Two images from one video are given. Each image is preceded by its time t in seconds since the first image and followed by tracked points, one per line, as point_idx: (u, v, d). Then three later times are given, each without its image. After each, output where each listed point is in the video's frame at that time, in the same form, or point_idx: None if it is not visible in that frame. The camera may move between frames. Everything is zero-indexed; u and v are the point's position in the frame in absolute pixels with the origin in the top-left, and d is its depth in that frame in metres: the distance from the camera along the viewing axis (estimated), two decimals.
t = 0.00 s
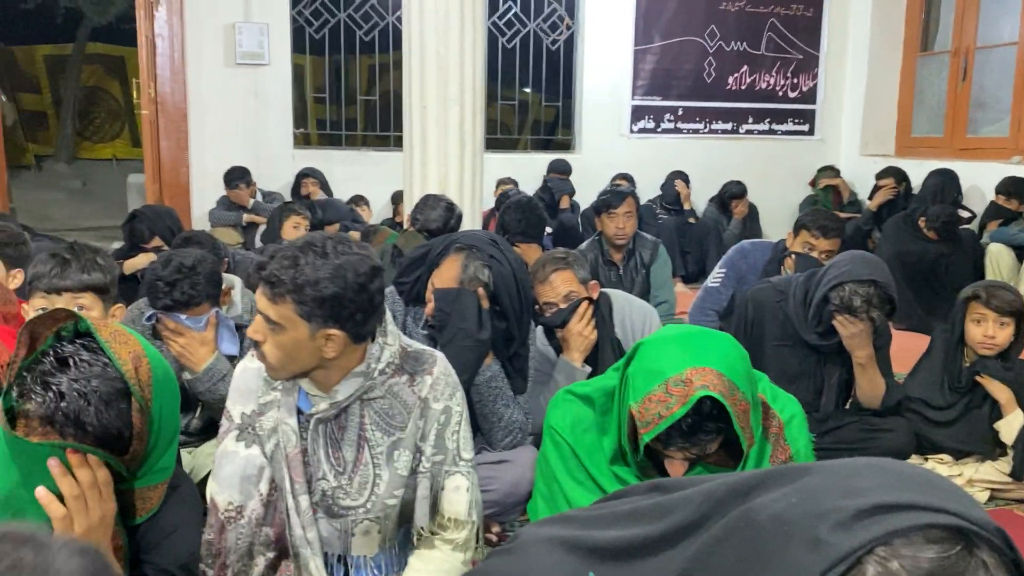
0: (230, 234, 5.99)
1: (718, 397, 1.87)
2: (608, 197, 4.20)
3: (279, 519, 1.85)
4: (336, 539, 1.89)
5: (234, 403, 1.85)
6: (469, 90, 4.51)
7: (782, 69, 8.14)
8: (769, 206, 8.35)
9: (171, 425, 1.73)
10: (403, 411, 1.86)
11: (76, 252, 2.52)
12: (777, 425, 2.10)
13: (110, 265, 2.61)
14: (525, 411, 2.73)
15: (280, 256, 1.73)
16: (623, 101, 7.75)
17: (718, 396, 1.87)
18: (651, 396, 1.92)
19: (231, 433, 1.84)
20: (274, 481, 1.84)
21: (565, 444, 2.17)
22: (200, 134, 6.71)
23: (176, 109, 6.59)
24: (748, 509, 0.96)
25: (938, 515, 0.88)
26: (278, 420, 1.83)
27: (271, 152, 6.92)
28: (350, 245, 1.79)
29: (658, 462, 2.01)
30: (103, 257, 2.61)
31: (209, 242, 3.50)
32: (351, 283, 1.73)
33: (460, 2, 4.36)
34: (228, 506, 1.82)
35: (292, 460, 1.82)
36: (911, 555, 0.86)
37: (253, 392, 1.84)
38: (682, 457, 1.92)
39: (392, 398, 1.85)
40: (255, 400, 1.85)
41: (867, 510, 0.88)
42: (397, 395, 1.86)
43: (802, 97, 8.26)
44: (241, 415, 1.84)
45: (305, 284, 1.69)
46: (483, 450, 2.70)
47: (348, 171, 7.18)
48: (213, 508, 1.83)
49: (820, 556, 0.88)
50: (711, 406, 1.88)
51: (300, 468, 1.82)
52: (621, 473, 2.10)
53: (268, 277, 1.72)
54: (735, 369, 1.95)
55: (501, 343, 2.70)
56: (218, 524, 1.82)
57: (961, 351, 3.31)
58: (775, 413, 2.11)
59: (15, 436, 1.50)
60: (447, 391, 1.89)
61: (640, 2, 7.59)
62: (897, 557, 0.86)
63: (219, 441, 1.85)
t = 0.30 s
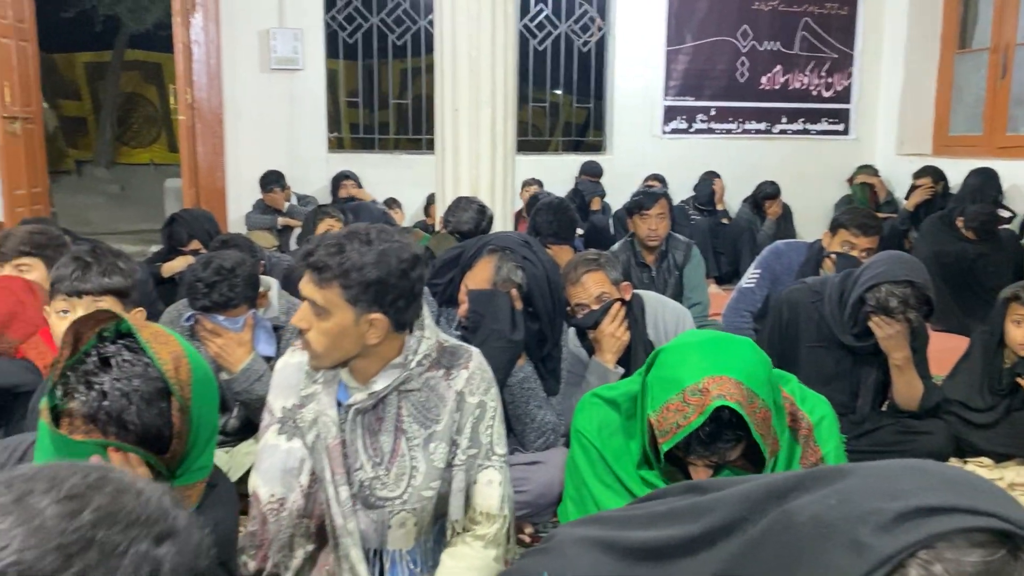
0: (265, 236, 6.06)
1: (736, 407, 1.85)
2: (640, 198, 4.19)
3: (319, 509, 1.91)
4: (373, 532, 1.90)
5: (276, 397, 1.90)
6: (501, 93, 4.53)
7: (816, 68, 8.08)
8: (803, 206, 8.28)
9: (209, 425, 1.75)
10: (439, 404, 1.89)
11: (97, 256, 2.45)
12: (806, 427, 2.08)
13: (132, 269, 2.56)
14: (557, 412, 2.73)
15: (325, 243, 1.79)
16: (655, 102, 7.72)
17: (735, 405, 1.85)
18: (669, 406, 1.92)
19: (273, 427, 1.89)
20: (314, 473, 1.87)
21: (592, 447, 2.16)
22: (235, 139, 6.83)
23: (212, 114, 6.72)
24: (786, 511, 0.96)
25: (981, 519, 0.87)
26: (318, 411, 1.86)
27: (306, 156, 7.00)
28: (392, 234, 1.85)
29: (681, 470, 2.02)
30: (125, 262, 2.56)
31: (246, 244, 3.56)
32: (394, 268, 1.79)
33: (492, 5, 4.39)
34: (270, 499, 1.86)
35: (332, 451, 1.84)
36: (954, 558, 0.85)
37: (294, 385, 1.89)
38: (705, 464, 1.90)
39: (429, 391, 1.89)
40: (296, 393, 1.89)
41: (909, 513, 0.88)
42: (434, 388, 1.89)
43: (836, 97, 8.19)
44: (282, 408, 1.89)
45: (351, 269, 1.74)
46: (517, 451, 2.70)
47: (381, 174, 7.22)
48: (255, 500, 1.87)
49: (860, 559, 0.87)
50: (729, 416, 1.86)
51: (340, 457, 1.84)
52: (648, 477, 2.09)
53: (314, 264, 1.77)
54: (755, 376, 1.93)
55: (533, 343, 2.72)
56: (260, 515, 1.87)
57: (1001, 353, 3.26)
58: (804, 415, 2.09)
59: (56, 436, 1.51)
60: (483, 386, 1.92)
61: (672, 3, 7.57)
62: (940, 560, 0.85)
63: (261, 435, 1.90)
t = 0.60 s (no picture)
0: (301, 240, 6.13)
1: (767, 410, 1.83)
2: (674, 199, 4.17)
3: (361, 493, 1.92)
4: (411, 513, 1.92)
5: (320, 385, 1.94)
6: (534, 94, 4.55)
7: (852, 67, 7.98)
8: (839, 207, 8.19)
9: (251, 424, 1.78)
10: (475, 388, 1.92)
11: (128, 259, 2.45)
12: (841, 428, 2.07)
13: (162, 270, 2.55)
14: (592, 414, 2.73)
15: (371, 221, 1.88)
16: (688, 102, 7.68)
17: (767, 409, 1.84)
18: (700, 410, 1.92)
19: (317, 415, 1.92)
20: (357, 455, 1.91)
21: (624, 450, 2.16)
22: (272, 144, 6.91)
23: (249, 120, 6.80)
24: (826, 508, 0.96)
25: None
26: (361, 393, 1.90)
27: (341, 160, 7.07)
28: (433, 218, 1.95)
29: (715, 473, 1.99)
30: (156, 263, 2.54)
31: (283, 247, 3.61)
32: (436, 243, 1.87)
33: (525, 7, 4.41)
34: (315, 485, 1.90)
35: (374, 432, 1.87)
36: (995, 558, 0.82)
37: (337, 373, 1.94)
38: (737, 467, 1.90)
39: (466, 375, 1.93)
40: (339, 379, 1.93)
41: (949, 511, 0.87)
42: (471, 372, 1.93)
43: (873, 95, 8.09)
44: (326, 396, 1.92)
45: (396, 244, 1.83)
46: (551, 452, 2.71)
47: (415, 177, 7.27)
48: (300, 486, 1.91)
49: (900, 556, 0.86)
50: (761, 420, 1.85)
51: (380, 437, 1.87)
52: (682, 480, 2.08)
53: (361, 242, 1.85)
54: (787, 378, 1.91)
55: (569, 345, 2.74)
56: (305, 501, 1.90)
57: None
58: (838, 415, 2.07)
59: (104, 434, 1.52)
60: (518, 373, 1.95)
61: (706, 2, 7.53)
62: (981, 559, 0.83)
63: (306, 423, 1.93)
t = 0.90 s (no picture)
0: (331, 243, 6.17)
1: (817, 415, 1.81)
2: (704, 199, 4.15)
3: (394, 480, 1.96)
4: (445, 498, 1.94)
5: (354, 379, 1.97)
6: (562, 96, 4.55)
7: (884, 65, 7.88)
8: (872, 207, 8.09)
9: (284, 422, 1.81)
10: (506, 377, 1.93)
11: (172, 261, 2.49)
12: (883, 429, 2.05)
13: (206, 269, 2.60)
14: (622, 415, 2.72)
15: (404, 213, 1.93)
16: (717, 103, 7.64)
17: (817, 414, 1.82)
18: (747, 413, 1.90)
19: (353, 408, 1.95)
20: (391, 442, 1.94)
21: (662, 450, 2.15)
22: (302, 148, 6.97)
23: (280, 124, 6.87)
24: (860, 506, 0.96)
25: None
26: (395, 381, 1.94)
27: (371, 164, 7.11)
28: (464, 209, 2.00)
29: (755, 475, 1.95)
30: (198, 263, 2.59)
31: (314, 249, 3.66)
32: (467, 230, 1.92)
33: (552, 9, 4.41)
34: (353, 475, 1.92)
35: (408, 421, 1.90)
36: None
37: (371, 365, 1.97)
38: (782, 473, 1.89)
39: (497, 365, 1.94)
40: (373, 371, 1.97)
41: (985, 510, 0.86)
42: (502, 362, 1.94)
43: (905, 94, 7.98)
44: (361, 389, 1.96)
45: (429, 233, 1.87)
46: (581, 453, 2.69)
47: (444, 180, 7.31)
48: (338, 477, 1.93)
49: (937, 554, 0.86)
50: (810, 424, 1.83)
51: (414, 423, 1.90)
52: (720, 480, 2.08)
53: (395, 233, 1.89)
54: (834, 382, 1.90)
55: (598, 346, 2.72)
56: (343, 490, 1.92)
57: None
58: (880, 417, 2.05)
59: (144, 433, 1.56)
60: (548, 363, 1.96)
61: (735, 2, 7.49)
62: (1020, 557, 0.81)
63: (342, 417, 1.96)
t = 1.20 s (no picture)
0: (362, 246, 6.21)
1: (848, 410, 1.79)
2: (735, 198, 4.12)
3: (427, 477, 1.96)
4: (482, 493, 1.93)
5: (387, 379, 1.98)
6: (592, 97, 4.55)
7: (919, 62, 7.78)
8: (907, 206, 7.99)
9: (318, 421, 1.82)
10: (540, 372, 1.94)
11: (212, 265, 2.53)
12: (918, 429, 2.02)
13: (243, 270, 2.63)
14: (654, 416, 2.70)
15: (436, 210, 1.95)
16: (748, 102, 7.58)
17: (849, 408, 1.80)
18: (778, 409, 1.88)
19: (386, 407, 1.96)
20: (425, 439, 1.95)
21: (694, 448, 2.14)
22: (333, 152, 7.03)
23: (311, 129, 6.93)
24: (901, 504, 0.94)
25: None
26: (428, 379, 1.94)
27: (401, 167, 7.15)
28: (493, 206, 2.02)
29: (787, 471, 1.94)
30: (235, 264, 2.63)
31: (346, 252, 3.68)
32: (498, 226, 1.94)
33: (582, 9, 4.40)
34: (386, 474, 1.94)
35: (442, 417, 1.90)
36: None
37: (403, 365, 1.98)
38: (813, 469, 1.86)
39: (530, 360, 1.94)
40: (405, 371, 1.98)
41: None
42: (535, 357, 1.94)
43: (941, 91, 7.87)
44: (393, 389, 1.97)
45: (461, 229, 1.89)
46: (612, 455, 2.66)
47: (474, 182, 7.34)
48: (372, 475, 1.95)
49: (984, 552, 0.84)
50: (842, 420, 1.81)
51: (448, 421, 1.90)
52: (752, 478, 2.06)
53: (426, 229, 1.91)
54: (867, 378, 1.88)
55: (631, 347, 2.73)
56: (377, 488, 1.95)
57: None
58: (916, 416, 2.02)
59: (180, 429, 1.58)
60: (582, 359, 1.95)
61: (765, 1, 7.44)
62: None
63: (375, 417, 1.97)
